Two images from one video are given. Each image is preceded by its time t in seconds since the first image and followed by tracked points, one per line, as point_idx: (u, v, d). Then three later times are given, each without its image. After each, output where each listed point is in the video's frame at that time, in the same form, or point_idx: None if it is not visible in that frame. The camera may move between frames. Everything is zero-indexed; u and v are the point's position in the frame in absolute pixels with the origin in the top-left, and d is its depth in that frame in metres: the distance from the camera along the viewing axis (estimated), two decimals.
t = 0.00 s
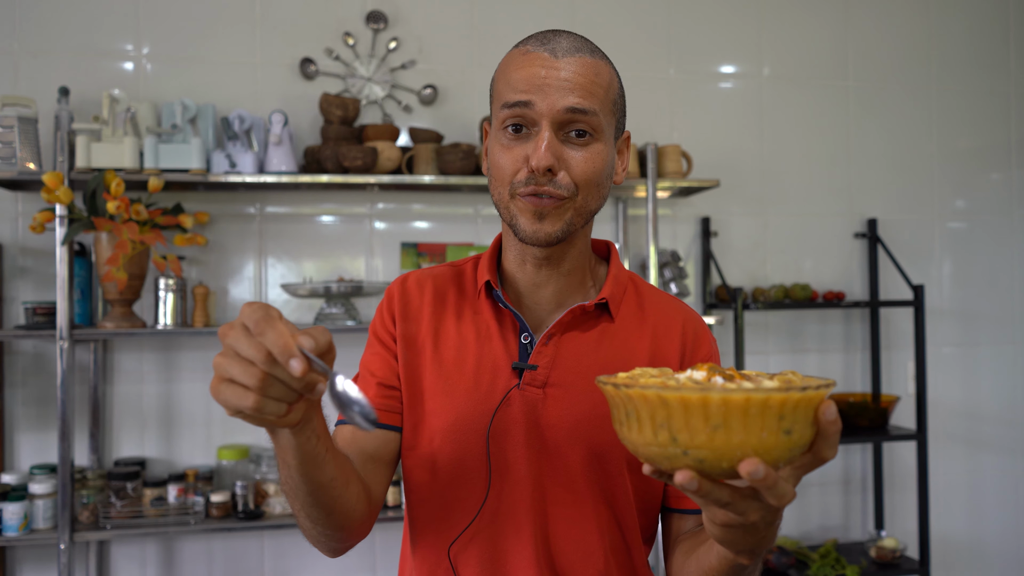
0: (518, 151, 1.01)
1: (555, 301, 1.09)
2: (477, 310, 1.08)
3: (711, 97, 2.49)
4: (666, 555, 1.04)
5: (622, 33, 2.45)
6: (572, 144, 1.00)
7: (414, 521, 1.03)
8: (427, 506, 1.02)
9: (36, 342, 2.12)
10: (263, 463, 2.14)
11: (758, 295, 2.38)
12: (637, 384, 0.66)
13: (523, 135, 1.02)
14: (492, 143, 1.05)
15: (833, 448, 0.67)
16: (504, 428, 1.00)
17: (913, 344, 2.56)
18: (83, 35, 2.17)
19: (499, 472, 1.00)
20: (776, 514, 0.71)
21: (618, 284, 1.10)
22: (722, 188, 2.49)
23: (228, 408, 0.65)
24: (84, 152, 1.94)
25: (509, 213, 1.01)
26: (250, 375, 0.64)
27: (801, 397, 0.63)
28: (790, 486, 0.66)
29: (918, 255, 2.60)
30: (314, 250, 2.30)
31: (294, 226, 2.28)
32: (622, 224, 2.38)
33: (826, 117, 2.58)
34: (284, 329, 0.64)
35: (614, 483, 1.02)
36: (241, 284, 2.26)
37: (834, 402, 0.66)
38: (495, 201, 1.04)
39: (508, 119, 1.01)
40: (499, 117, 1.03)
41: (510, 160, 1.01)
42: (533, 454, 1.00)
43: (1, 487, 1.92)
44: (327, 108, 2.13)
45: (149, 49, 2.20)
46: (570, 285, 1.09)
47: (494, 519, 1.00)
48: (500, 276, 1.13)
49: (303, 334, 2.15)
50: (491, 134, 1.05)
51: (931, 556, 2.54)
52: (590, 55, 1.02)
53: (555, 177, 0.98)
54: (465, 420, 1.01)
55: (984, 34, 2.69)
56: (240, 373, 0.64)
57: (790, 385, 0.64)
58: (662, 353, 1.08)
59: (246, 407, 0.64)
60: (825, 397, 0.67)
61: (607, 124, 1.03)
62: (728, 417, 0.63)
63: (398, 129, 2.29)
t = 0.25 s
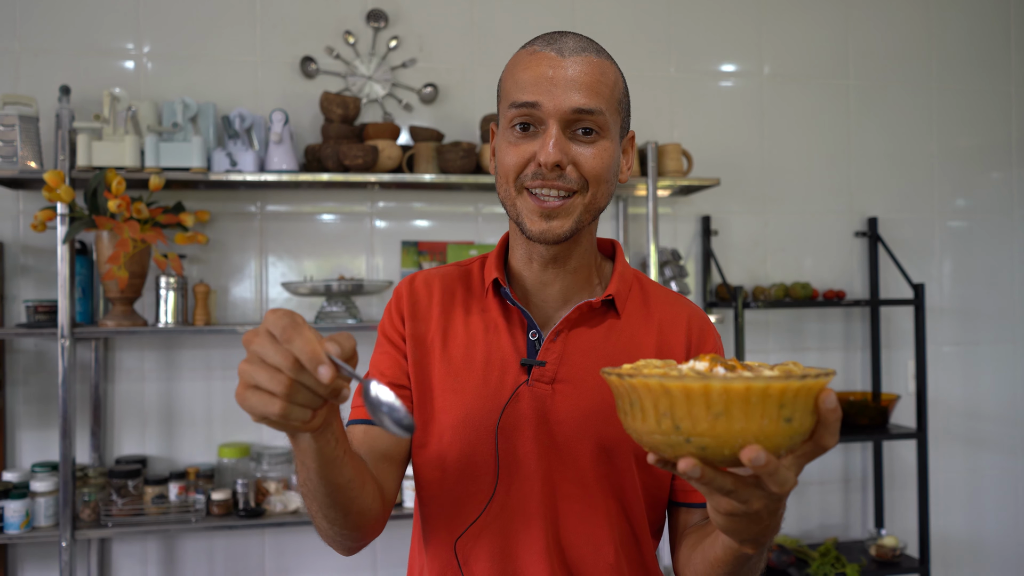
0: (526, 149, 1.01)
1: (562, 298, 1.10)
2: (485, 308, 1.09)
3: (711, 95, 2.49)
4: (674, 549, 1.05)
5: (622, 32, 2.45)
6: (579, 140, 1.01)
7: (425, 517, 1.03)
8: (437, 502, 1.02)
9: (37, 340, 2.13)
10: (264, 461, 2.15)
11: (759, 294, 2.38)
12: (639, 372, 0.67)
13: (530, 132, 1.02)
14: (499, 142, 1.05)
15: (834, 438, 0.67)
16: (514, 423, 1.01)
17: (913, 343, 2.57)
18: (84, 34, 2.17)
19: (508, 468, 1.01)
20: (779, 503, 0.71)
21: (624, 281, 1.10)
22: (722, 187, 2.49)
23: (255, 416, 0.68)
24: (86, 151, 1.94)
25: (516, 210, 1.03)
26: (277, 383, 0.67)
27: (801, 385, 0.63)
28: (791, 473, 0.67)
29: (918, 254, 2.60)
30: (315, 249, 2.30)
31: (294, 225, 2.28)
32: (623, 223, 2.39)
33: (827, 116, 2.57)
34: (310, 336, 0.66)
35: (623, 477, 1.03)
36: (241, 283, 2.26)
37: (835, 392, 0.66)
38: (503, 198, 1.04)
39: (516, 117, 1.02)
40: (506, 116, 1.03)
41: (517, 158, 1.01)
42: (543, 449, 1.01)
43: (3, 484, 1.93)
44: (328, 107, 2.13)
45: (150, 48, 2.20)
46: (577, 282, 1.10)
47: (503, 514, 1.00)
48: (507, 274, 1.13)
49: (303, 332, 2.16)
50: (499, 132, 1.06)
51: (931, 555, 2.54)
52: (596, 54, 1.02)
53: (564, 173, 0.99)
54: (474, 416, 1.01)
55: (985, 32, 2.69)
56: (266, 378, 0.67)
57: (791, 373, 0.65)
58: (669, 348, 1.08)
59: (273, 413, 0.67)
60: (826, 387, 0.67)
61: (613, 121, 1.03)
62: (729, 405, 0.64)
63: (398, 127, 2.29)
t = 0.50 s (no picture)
0: (529, 142, 1.01)
1: (568, 295, 1.10)
2: (491, 309, 1.09)
3: (711, 95, 2.50)
4: (682, 545, 1.05)
5: (622, 32, 2.45)
6: (579, 129, 1.01)
7: (437, 518, 1.05)
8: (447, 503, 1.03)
9: (37, 340, 2.13)
10: (264, 460, 2.15)
11: (759, 294, 2.39)
12: (640, 371, 0.67)
13: (530, 127, 1.02)
14: (500, 140, 1.05)
15: (834, 435, 0.67)
16: (521, 423, 1.01)
17: (913, 343, 2.57)
18: (84, 33, 2.17)
19: (516, 468, 1.01)
20: (781, 500, 0.71)
21: (628, 280, 1.11)
22: (722, 187, 2.49)
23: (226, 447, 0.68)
24: (86, 151, 1.94)
25: (526, 204, 1.01)
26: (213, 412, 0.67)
27: (799, 383, 0.64)
28: (791, 471, 0.67)
29: (918, 253, 2.61)
30: (315, 248, 2.30)
31: (294, 224, 2.29)
32: (623, 222, 2.39)
33: (826, 116, 2.58)
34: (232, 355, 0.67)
35: (631, 475, 1.03)
36: (242, 283, 2.26)
37: (834, 390, 0.66)
38: (508, 196, 1.04)
39: (514, 113, 1.02)
40: (505, 114, 1.04)
41: (521, 152, 1.01)
42: (550, 449, 1.01)
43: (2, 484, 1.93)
44: (328, 107, 2.13)
45: (151, 47, 2.20)
46: (583, 280, 1.10)
47: (512, 514, 1.00)
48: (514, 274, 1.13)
49: (303, 332, 2.16)
50: (498, 132, 1.06)
51: (931, 555, 2.55)
52: (587, 48, 1.04)
53: (568, 161, 0.98)
54: (482, 416, 1.01)
55: (984, 32, 2.69)
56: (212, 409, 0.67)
57: (789, 372, 0.65)
58: (675, 346, 1.08)
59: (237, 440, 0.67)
60: (825, 385, 0.67)
61: (610, 111, 1.04)
62: (729, 404, 0.64)
63: (399, 127, 2.29)
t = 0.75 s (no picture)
0: (531, 148, 1.01)
1: (573, 292, 1.11)
2: (496, 304, 1.09)
3: (710, 96, 2.50)
4: (686, 540, 1.05)
5: (621, 33, 2.46)
6: (578, 130, 1.01)
7: (439, 511, 1.03)
8: (453, 497, 1.03)
9: (37, 340, 2.13)
10: (263, 461, 2.15)
11: (757, 294, 2.39)
12: (634, 370, 0.67)
13: (529, 132, 1.02)
14: (500, 147, 1.05)
15: (829, 432, 0.67)
16: (528, 417, 1.02)
17: (911, 344, 2.57)
18: (83, 34, 2.17)
19: (522, 461, 1.01)
20: (777, 497, 0.71)
21: (631, 277, 1.12)
22: (721, 188, 2.49)
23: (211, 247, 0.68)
24: (85, 151, 1.94)
25: (534, 213, 1.00)
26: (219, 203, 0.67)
27: (792, 380, 0.64)
28: (785, 468, 0.67)
29: (917, 255, 2.61)
30: (315, 249, 2.30)
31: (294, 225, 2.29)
32: (622, 223, 2.39)
33: (825, 117, 2.58)
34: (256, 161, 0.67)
35: (637, 470, 1.03)
36: (241, 283, 2.26)
37: (827, 387, 0.66)
38: (514, 205, 1.03)
39: (512, 119, 1.03)
40: (503, 121, 1.04)
41: (523, 158, 1.01)
42: (557, 442, 1.01)
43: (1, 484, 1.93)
44: (327, 107, 2.14)
45: (150, 48, 2.20)
46: (587, 277, 1.11)
47: (518, 508, 1.00)
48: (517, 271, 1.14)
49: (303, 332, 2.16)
50: (496, 140, 1.06)
51: (929, 556, 2.55)
52: (576, 47, 1.04)
53: (572, 163, 0.98)
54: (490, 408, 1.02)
55: (982, 33, 2.70)
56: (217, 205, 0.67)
57: (782, 370, 0.65)
58: (679, 342, 1.09)
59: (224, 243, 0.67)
60: (820, 382, 0.67)
61: (604, 108, 1.05)
62: (722, 402, 0.64)
63: (398, 127, 2.29)
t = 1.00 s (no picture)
0: (534, 156, 1.01)
1: (571, 292, 1.11)
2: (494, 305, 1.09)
3: (710, 96, 2.50)
4: (685, 539, 1.05)
5: (621, 32, 2.45)
6: (582, 139, 1.01)
7: (440, 510, 1.04)
8: (453, 496, 1.03)
9: (37, 340, 2.13)
10: (263, 461, 2.15)
11: (758, 294, 2.39)
12: (636, 369, 0.67)
13: (533, 139, 1.02)
14: (502, 152, 1.05)
15: (830, 436, 0.67)
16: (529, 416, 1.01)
17: (911, 343, 2.57)
18: (83, 33, 2.17)
19: (523, 460, 1.01)
20: (777, 498, 0.71)
21: (630, 276, 1.11)
22: (721, 187, 2.49)
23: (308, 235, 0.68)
24: (85, 150, 1.94)
25: (533, 222, 1.02)
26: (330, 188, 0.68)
27: (794, 384, 0.63)
28: (785, 470, 0.67)
29: (917, 254, 2.61)
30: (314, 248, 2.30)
31: (294, 224, 2.29)
32: (622, 223, 2.39)
33: (825, 116, 2.58)
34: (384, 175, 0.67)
35: (637, 468, 1.03)
36: (241, 283, 2.26)
37: (829, 391, 0.66)
38: (515, 211, 1.04)
39: (516, 125, 1.02)
40: (506, 127, 1.03)
41: (526, 166, 1.01)
42: (557, 442, 1.01)
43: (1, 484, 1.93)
44: (327, 107, 2.13)
45: (150, 47, 2.20)
46: (585, 277, 1.11)
47: (519, 507, 1.00)
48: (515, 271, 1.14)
49: (302, 332, 2.16)
50: (498, 144, 1.06)
51: (929, 556, 2.55)
52: (581, 53, 1.03)
53: (577, 175, 0.99)
54: (490, 407, 1.02)
55: (983, 32, 2.69)
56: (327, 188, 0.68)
57: (784, 373, 0.65)
58: (678, 341, 1.09)
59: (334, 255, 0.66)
60: (822, 386, 0.67)
61: (608, 116, 1.04)
62: (723, 404, 0.64)
63: (398, 127, 2.29)
